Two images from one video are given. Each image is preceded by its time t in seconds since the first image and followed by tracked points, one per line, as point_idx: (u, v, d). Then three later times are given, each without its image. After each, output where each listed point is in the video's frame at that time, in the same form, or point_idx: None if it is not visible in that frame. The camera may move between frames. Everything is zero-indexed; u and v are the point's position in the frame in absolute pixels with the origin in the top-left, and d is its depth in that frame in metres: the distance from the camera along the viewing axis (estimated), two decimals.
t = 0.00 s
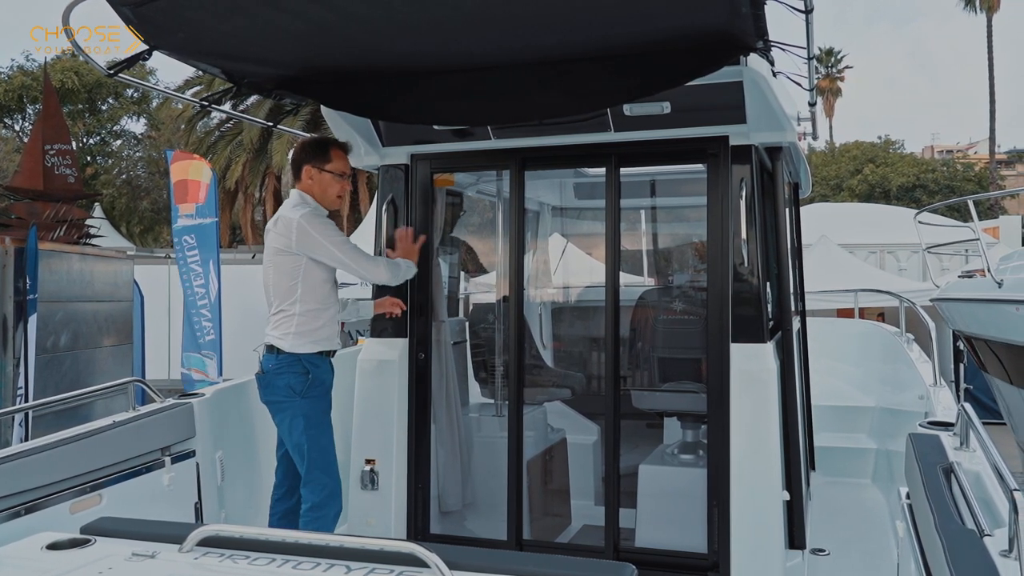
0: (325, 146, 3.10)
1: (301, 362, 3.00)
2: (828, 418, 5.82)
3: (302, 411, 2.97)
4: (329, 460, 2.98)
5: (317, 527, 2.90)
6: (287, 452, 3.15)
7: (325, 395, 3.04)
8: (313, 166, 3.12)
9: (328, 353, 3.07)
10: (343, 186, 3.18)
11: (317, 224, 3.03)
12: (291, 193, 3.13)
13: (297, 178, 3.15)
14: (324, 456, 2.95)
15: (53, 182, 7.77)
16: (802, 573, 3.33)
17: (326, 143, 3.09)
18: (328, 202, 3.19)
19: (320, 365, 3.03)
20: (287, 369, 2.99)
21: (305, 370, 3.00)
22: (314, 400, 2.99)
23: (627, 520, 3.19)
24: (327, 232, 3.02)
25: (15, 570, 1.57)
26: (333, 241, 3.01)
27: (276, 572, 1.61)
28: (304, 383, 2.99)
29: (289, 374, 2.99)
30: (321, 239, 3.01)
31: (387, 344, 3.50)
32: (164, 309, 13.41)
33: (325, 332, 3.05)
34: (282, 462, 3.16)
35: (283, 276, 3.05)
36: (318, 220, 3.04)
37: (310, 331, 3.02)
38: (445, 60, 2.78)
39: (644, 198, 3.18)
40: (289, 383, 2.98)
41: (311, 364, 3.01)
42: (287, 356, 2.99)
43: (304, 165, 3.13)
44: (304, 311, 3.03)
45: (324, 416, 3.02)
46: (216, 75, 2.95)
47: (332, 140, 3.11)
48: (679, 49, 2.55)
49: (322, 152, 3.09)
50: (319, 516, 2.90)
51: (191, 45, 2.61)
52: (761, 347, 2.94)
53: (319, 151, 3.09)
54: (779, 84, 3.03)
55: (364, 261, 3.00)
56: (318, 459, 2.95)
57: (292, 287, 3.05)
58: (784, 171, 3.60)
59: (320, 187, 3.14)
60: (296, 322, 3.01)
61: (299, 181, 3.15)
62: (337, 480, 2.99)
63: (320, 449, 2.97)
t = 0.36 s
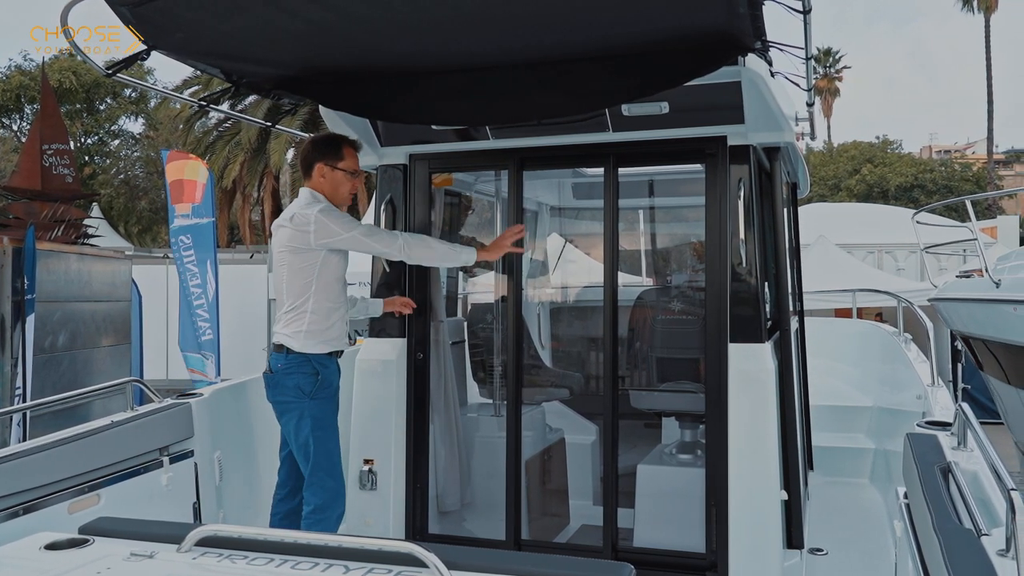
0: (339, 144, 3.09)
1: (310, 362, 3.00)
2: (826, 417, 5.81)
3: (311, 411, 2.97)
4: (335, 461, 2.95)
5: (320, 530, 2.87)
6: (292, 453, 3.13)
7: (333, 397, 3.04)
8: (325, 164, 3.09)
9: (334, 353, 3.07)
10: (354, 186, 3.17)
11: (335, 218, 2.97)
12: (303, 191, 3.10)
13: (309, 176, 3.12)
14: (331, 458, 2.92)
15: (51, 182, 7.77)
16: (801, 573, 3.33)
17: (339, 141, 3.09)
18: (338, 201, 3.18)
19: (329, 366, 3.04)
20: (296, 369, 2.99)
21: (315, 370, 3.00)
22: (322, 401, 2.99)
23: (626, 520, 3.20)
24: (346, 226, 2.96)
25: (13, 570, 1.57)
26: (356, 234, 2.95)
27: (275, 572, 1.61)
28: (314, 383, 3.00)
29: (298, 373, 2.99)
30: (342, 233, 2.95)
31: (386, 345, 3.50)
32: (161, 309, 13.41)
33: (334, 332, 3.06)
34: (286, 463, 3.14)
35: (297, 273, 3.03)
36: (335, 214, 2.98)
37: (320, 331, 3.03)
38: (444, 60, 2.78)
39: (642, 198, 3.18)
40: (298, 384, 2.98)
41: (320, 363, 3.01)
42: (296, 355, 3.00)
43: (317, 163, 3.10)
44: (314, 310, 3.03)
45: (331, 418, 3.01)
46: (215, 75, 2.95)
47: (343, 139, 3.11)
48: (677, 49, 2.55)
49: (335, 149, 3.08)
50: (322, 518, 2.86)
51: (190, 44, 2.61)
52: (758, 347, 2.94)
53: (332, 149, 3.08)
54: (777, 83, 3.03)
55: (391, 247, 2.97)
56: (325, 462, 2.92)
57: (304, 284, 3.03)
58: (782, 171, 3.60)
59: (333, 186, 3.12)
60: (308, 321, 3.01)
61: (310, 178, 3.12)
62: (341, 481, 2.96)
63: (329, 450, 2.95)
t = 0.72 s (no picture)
0: (362, 151, 3.09)
1: (310, 362, 3.00)
2: (825, 417, 5.82)
3: (311, 412, 2.97)
4: (333, 461, 2.95)
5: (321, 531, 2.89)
6: (294, 452, 3.13)
7: (333, 397, 3.03)
8: (349, 168, 3.09)
9: (337, 355, 3.06)
10: (364, 192, 3.19)
11: (314, 231, 2.98)
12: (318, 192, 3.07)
13: (329, 176, 3.09)
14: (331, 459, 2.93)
15: (50, 181, 7.77)
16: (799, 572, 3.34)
17: (364, 150, 3.09)
18: (347, 203, 3.17)
19: (330, 366, 3.03)
20: (296, 370, 2.99)
21: (314, 370, 3.00)
22: (322, 402, 2.98)
23: (624, 520, 3.21)
24: (323, 244, 2.98)
25: (11, 570, 1.57)
26: (319, 260, 2.96)
27: (273, 572, 1.61)
28: (313, 383, 2.99)
29: (298, 374, 2.99)
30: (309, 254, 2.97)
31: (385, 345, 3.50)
32: (161, 309, 13.42)
33: (335, 334, 3.05)
34: (288, 462, 3.14)
35: (294, 279, 3.06)
36: (317, 226, 2.99)
37: (320, 332, 3.02)
38: (442, 60, 2.78)
39: (641, 198, 3.19)
40: (298, 384, 2.98)
41: (322, 364, 3.01)
42: (296, 356, 3.00)
43: (341, 165, 3.08)
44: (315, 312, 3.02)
45: (331, 418, 3.00)
46: (213, 75, 2.95)
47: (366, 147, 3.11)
48: (676, 49, 2.55)
49: (360, 157, 3.08)
50: (321, 520, 2.89)
51: (189, 44, 2.61)
52: (758, 347, 2.94)
53: (357, 155, 3.08)
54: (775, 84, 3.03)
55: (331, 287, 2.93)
56: (325, 463, 2.93)
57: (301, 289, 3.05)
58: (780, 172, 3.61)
59: (350, 190, 3.12)
60: (306, 323, 3.01)
61: (329, 179, 3.09)
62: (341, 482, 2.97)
63: (329, 451, 2.96)
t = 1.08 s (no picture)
0: (359, 153, 3.06)
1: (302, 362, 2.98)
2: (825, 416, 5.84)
3: (305, 411, 2.96)
4: (328, 460, 2.95)
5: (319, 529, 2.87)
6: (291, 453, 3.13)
7: (328, 395, 3.01)
8: (345, 170, 3.06)
9: (332, 356, 3.04)
10: (363, 195, 3.16)
11: (289, 233, 2.89)
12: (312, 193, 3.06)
13: (324, 178, 3.07)
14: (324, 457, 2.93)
15: (49, 182, 7.75)
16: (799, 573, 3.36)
17: (361, 151, 3.06)
18: (346, 206, 3.15)
19: (324, 366, 3.01)
20: (290, 369, 2.97)
21: (308, 369, 2.99)
22: (316, 401, 2.97)
23: (623, 520, 3.20)
24: (281, 246, 2.87)
25: (10, 570, 1.56)
26: (272, 260, 2.85)
27: (272, 572, 1.61)
28: (307, 382, 2.98)
29: (290, 374, 2.97)
30: (269, 252, 2.87)
31: (385, 345, 3.50)
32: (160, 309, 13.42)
33: (326, 334, 3.02)
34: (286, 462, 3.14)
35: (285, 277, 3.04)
36: (291, 227, 2.89)
37: (310, 332, 3.00)
38: (441, 60, 2.78)
39: (640, 198, 3.19)
40: (291, 383, 2.97)
41: (315, 364, 2.99)
42: (290, 355, 2.98)
43: (335, 167, 3.05)
44: (304, 311, 3.00)
45: (326, 419, 2.98)
46: (212, 75, 2.94)
47: (365, 149, 3.08)
48: (675, 49, 2.55)
49: (357, 158, 3.05)
50: (318, 518, 2.87)
51: (188, 44, 2.61)
52: (757, 347, 2.95)
53: (354, 157, 3.05)
54: (774, 84, 3.03)
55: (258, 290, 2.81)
56: (319, 463, 2.93)
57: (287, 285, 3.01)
58: (779, 172, 3.61)
59: (346, 192, 3.09)
60: (294, 322, 2.99)
61: (324, 181, 3.08)
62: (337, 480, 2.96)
63: (323, 450, 2.95)
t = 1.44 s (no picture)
0: (361, 157, 3.06)
1: (294, 360, 2.98)
2: (823, 418, 5.84)
3: (298, 409, 2.96)
4: (324, 458, 2.94)
5: (316, 527, 2.88)
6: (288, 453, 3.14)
7: (322, 392, 3.00)
8: (345, 173, 3.06)
9: (328, 355, 3.04)
10: (366, 199, 3.15)
11: (283, 230, 2.88)
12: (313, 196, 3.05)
13: (325, 181, 3.07)
14: (318, 454, 2.92)
15: (47, 182, 7.79)
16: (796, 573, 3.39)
17: (365, 155, 3.06)
18: (347, 210, 3.14)
19: (318, 365, 3.00)
20: (283, 368, 2.98)
21: (301, 368, 2.98)
22: (308, 399, 2.96)
23: (622, 520, 3.22)
24: (275, 243, 2.87)
25: (9, 570, 1.56)
26: (264, 256, 2.85)
27: (271, 572, 1.61)
28: (299, 380, 2.98)
29: (283, 372, 2.98)
30: (263, 248, 2.87)
31: (384, 346, 3.49)
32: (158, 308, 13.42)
33: (319, 334, 3.01)
34: (284, 462, 3.15)
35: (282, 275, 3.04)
36: (286, 225, 2.89)
37: (303, 332, 2.99)
38: (439, 60, 2.78)
39: (639, 198, 3.19)
40: (285, 380, 2.98)
41: (308, 363, 2.98)
42: (282, 353, 2.98)
43: (335, 170, 3.05)
44: (298, 310, 3.00)
45: (320, 417, 2.98)
46: (211, 75, 2.94)
47: (368, 152, 3.08)
48: (674, 50, 2.55)
49: (358, 162, 3.05)
50: (315, 516, 2.87)
51: (186, 44, 2.61)
52: (755, 347, 2.94)
53: (355, 160, 3.05)
54: (772, 84, 3.03)
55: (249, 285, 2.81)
56: (313, 461, 2.92)
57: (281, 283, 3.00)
58: (777, 172, 3.62)
59: (347, 196, 3.09)
60: (287, 321, 2.99)
61: (326, 183, 3.08)
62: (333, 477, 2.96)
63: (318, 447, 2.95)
